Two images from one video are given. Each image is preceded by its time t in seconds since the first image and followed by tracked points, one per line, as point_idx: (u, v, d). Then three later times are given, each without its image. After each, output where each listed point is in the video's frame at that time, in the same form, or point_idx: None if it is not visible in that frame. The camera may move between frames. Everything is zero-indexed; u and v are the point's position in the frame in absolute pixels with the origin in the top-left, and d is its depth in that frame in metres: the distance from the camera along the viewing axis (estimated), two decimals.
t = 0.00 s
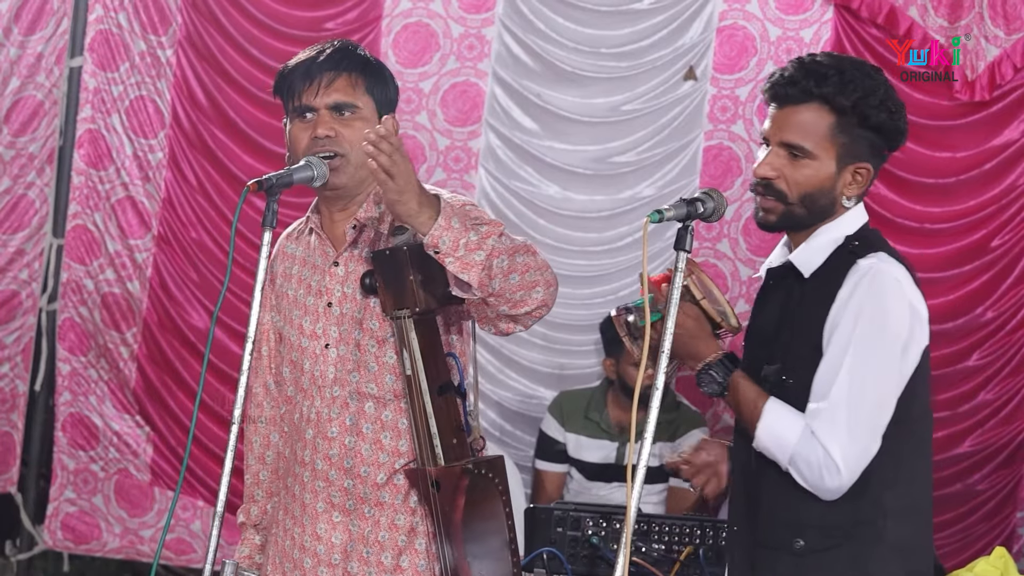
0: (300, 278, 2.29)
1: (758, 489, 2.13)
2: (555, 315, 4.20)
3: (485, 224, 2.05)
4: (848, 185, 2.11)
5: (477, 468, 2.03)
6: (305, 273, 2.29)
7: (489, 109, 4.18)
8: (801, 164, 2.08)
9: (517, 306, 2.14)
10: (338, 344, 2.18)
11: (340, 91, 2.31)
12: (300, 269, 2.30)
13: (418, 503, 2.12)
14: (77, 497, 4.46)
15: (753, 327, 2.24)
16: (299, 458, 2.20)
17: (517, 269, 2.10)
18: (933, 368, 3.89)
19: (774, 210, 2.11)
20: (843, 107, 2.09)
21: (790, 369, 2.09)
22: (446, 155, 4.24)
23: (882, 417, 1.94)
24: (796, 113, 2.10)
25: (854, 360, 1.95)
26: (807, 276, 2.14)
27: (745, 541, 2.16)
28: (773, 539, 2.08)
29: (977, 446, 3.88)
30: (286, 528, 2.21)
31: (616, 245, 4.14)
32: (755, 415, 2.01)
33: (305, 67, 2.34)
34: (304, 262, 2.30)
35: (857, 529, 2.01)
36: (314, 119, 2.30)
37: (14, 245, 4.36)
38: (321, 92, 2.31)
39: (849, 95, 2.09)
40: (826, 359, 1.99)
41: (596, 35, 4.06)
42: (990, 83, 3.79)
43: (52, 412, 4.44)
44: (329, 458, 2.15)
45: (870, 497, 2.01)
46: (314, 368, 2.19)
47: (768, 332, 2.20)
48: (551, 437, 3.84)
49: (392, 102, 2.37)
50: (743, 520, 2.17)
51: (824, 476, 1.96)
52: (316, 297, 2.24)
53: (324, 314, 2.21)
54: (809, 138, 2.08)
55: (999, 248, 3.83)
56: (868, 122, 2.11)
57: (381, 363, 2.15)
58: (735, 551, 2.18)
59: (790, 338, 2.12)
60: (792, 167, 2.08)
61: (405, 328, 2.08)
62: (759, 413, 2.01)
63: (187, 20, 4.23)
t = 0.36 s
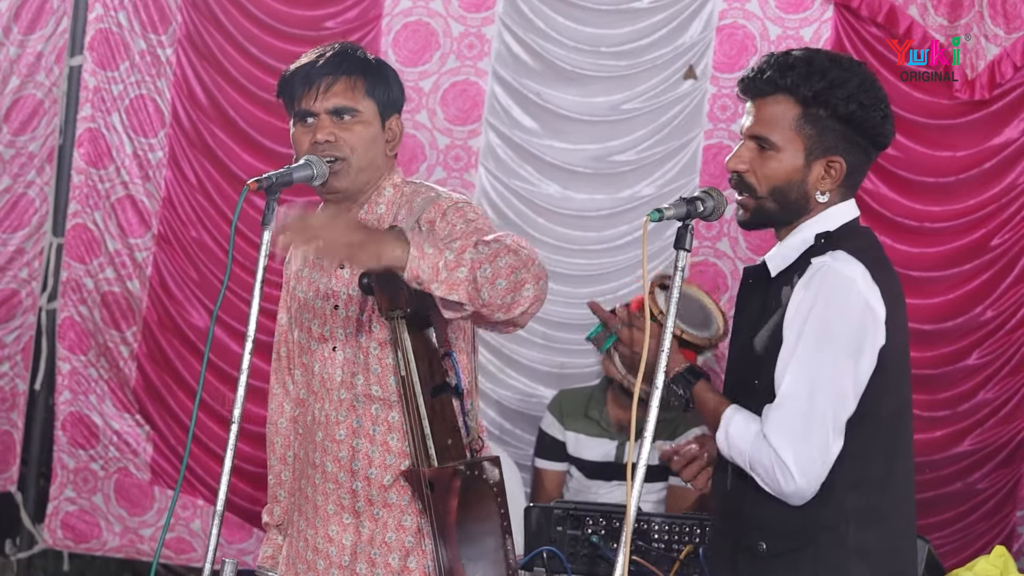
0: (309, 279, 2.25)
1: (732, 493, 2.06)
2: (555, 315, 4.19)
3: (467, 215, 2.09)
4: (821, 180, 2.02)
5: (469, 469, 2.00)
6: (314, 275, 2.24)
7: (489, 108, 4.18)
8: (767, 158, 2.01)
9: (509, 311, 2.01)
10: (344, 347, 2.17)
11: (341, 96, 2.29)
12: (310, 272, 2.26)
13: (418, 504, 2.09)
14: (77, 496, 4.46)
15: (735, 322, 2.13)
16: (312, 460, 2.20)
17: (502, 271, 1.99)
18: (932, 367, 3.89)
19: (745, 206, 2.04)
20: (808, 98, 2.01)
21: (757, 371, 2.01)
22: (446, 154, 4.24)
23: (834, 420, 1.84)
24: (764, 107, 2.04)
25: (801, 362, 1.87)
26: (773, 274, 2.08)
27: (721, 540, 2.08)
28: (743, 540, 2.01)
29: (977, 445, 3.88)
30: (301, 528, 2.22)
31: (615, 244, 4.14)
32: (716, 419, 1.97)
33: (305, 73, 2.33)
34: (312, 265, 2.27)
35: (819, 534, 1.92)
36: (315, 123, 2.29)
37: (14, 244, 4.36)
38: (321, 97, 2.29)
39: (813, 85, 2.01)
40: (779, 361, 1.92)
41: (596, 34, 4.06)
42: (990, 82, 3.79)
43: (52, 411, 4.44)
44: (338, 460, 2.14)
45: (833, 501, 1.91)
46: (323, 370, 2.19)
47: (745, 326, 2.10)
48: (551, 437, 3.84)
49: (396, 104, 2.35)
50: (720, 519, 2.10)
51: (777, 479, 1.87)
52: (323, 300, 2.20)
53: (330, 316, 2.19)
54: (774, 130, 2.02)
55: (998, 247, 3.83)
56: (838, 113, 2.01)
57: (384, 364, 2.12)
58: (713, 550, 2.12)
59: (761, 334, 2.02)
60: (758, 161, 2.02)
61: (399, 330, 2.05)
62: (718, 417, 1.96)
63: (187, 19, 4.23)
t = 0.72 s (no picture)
0: (315, 285, 2.26)
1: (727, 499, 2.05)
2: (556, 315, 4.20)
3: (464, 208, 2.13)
4: (809, 181, 2.02)
5: (479, 458, 1.99)
6: (320, 281, 2.25)
7: (489, 109, 4.18)
8: (755, 158, 2.02)
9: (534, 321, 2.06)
10: (349, 349, 2.16)
11: (341, 102, 2.29)
12: (317, 278, 2.26)
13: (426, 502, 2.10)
14: (77, 497, 4.46)
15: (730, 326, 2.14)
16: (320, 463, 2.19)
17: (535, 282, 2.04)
18: (932, 368, 3.89)
19: (735, 205, 2.05)
20: (794, 98, 2.01)
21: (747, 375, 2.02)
22: (446, 154, 4.24)
23: (814, 423, 1.84)
24: (752, 108, 2.05)
25: (784, 363, 1.86)
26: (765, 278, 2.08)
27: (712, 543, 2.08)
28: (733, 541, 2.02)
29: (977, 446, 3.88)
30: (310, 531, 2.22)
31: (615, 245, 4.14)
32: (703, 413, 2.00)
33: (305, 79, 2.32)
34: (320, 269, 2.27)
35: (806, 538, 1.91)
36: (314, 128, 2.29)
37: (14, 245, 4.36)
38: (321, 102, 2.29)
39: (799, 85, 2.00)
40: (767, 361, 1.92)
41: (596, 35, 4.06)
42: (990, 83, 3.79)
43: (52, 412, 4.44)
44: (345, 461, 2.14)
45: (821, 505, 1.90)
46: (329, 372, 2.18)
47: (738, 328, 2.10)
48: (551, 437, 3.84)
49: (396, 108, 2.35)
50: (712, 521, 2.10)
51: (753, 477, 1.88)
52: (328, 302, 2.20)
53: (334, 318, 2.18)
54: (763, 130, 2.02)
55: (998, 247, 3.83)
56: (825, 113, 2.00)
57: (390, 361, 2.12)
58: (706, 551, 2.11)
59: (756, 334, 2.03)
60: (747, 161, 2.02)
61: (396, 321, 2.05)
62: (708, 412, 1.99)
63: (187, 20, 4.23)
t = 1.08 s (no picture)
0: (320, 283, 2.27)
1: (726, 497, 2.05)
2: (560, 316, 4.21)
3: (506, 219, 2.16)
4: (809, 180, 2.02)
5: (505, 454, 1.99)
6: (325, 278, 2.26)
7: (489, 108, 4.18)
8: (754, 160, 2.01)
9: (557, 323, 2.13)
10: (359, 348, 2.16)
11: (339, 100, 2.28)
12: (320, 274, 2.28)
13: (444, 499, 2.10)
14: (77, 496, 4.47)
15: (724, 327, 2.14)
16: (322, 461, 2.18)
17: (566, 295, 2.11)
18: (932, 368, 3.89)
19: (736, 209, 2.04)
20: (791, 99, 2.00)
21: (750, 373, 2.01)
22: (446, 154, 4.24)
23: (827, 424, 1.84)
24: (747, 110, 2.04)
25: (797, 364, 1.85)
26: (767, 276, 2.06)
27: (710, 542, 2.08)
28: (730, 540, 2.02)
29: (977, 445, 3.88)
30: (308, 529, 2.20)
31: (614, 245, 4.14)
32: (705, 415, 1.95)
33: (304, 77, 2.32)
34: (323, 267, 2.28)
35: (810, 536, 1.91)
36: (314, 129, 2.29)
37: (15, 245, 4.36)
38: (320, 101, 2.29)
39: (795, 85, 2.00)
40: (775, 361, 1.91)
41: (596, 35, 4.06)
42: (990, 82, 3.80)
43: (52, 412, 4.44)
44: (347, 460, 2.13)
45: (824, 503, 1.90)
46: (336, 371, 2.17)
47: (734, 329, 2.11)
48: (551, 437, 3.84)
49: (397, 103, 2.35)
50: (709, 520, 2.10)
51: (766, 480, 1.86)
52: (336, 301, 2.21)
53: (342, 318, 2.18)
54: (760, 133, 2.01)
55: (998, 247, 3.83)
56: (822, 113, 2.00)
57: (404, 362, 2.13)
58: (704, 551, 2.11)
59: (755, 333, 2.03)
60: (746, 163, 2.01)
61: (422, 319, 2.06)
62: (711, 411, 1.94)
63: (187, 20, 4.23)
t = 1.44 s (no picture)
0: (317, 277, 2.18)
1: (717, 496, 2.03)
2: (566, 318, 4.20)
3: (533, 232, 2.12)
4: (805, 182, 2.02)
5: (498, 399, 2.02)
6: (324, 273, 2.17)
7: (489, 108, 4.18)
8: (749, 163, 2.00)
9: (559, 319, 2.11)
10: (360, 348, 2.09)
11: (326, 97, 2.17)
12: (318, 268, 2.18)
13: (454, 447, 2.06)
14: (77, 496, 4.46)
15: (717, 324, 2.15)
16: (311, 457, 2.10)
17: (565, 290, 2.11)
18: (931, 367, 3.89)
19: (731, 212, 2.02)
20: (787, 101, 2.00)
21: (744, 371, 2.01)
22: (446, 154, 4.24)
23: (824, 422, 1.84)
24: (741, 113, 2.02)
25: (796, 363, 1.85)
26: (763, 276, 2.06)
27: (700, 540, 2.05)
28: (720, 540, 2.00)
29: (976, 445, 3.88)
30: (294, 525, 2.11)
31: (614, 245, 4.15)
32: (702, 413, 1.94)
33: (296, 79, 2.23)
34: (322, 261, 2.19)
35: (802, 535, 1.90)
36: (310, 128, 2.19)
37: (14, 244, 4.35)
38: (310, 101, 2.19)
39: (790, 88, 1.99)
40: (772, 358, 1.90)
41: (596, 34, 4.06)
42: (990, 82, 3.79)
43: (52, 411, 4.44)
44: (340, 457, 2.06)
45: (817, 503, 1.90)
46: (334, 369, 2.09)
47: (730, 328, 2.10)
48: (551, 438, 3.82)
49: (394, 92, 2.22)
50: (698, 519, 2.07)
51: (762, 477, 1.85)
52: (337, 299, 2.13)
53: (345, 316, 2.11)
54: (755, 136, 2.00)
55: (998, 247, 3.83)
56: (817, 114, 2.00)
57: (408, 362, 2.07)
58: (690, 551, 2.08)
59: (751, 333, 2.03)
60: (740, 166, 2.00)
61: (410, 274, 2.07)
62: (708, 410, 1.93)
63: (187, 20, 4.23)
